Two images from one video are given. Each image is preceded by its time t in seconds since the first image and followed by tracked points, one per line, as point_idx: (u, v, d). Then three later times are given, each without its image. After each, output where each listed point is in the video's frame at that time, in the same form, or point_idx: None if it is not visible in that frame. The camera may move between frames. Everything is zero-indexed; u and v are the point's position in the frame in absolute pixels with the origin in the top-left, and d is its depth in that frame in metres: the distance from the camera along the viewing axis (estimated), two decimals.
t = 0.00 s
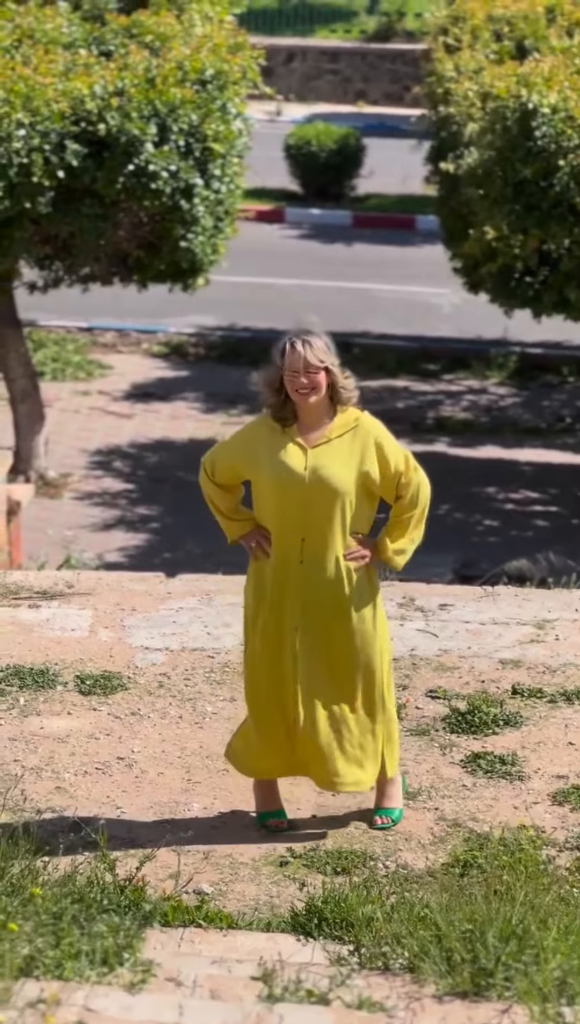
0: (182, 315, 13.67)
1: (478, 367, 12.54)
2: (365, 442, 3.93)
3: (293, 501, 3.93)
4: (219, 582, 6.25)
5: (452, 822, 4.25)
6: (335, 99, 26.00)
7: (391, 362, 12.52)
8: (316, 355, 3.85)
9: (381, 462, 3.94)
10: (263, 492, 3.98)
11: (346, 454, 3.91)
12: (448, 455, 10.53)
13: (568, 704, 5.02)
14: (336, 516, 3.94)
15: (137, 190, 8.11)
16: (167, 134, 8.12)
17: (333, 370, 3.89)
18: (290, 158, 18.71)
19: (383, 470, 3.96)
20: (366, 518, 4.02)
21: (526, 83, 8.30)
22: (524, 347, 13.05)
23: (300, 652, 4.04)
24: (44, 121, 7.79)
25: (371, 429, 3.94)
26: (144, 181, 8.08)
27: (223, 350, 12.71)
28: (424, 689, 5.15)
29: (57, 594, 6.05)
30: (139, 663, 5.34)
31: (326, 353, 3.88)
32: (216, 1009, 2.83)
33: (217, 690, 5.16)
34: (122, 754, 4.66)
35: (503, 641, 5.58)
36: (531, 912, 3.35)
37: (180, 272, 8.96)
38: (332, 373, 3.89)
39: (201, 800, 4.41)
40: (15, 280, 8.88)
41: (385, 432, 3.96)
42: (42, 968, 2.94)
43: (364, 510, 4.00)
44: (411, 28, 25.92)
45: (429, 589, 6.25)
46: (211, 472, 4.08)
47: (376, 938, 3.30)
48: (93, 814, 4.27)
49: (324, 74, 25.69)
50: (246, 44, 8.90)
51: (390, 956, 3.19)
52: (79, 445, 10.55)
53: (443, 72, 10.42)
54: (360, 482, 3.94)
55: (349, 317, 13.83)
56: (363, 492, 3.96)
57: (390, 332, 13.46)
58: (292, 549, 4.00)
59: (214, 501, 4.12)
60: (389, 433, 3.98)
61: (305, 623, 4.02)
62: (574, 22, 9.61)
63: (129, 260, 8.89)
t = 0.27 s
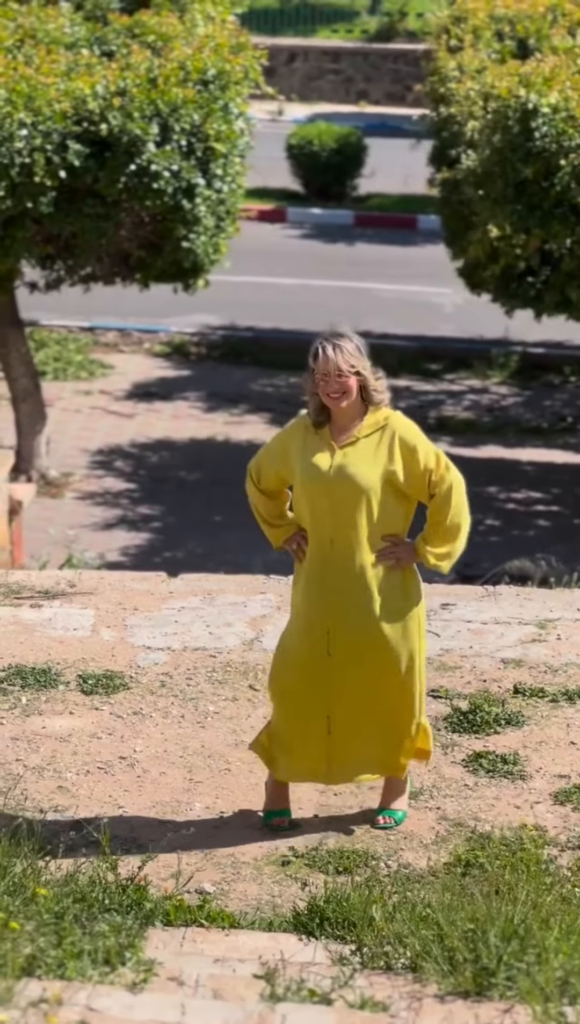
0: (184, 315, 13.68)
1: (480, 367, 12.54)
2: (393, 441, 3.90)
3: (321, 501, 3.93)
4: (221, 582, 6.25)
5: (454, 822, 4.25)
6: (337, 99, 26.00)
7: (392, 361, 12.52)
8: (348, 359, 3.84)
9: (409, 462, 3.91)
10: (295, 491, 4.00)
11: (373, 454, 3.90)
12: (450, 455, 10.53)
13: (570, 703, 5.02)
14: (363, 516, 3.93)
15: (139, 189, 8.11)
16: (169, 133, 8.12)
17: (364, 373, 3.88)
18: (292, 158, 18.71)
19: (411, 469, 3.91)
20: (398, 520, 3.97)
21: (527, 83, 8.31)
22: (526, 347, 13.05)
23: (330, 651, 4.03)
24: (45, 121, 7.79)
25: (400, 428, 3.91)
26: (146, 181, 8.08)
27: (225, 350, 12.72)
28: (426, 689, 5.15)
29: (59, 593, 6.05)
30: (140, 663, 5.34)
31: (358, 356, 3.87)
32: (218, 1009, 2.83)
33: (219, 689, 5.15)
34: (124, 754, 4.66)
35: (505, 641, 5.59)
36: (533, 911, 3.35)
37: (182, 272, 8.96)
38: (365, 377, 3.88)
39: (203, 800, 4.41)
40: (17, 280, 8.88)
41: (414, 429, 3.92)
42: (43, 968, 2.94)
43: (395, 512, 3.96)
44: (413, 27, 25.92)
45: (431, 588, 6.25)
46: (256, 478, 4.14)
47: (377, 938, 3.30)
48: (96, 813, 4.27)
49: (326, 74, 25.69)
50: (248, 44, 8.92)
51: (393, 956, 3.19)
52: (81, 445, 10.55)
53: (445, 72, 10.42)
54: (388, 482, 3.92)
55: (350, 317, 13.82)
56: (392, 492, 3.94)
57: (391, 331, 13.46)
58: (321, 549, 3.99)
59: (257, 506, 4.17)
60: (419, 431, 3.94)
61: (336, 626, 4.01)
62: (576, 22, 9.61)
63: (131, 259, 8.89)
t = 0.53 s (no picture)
0: (185, 314, 13.68)
1: (481, 367, 12.54)
2: (409, 443, 3.90)
3: (335, 499, 3.96)
4: (222, 581, 6.25)
5: (455, 821, 4.25)
6: (338, 98, 25.99)
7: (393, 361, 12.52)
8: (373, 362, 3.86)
9: (423, 464, 3.89)
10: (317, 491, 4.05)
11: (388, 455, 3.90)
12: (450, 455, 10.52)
13: (570, 702, 5.02)
14: (375, 516, 3.93)
15: (140, 189, 8.10)
16: (170, 133, 8.12)
17: (389, 377, 3.90)
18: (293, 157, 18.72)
19: (424, 471, 3.89)
20: (409, 522, 3.95)
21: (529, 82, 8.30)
22: (527, 347, 13.05)
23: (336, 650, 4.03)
24: (46, 120, 7.78)
25: (418, 431, 3.90)
26: (147, 180, 8.08)
27: (226, 349, 12.72)
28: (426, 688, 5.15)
29: (60, 592, 6.05)
30: (141, 662, 5.34)
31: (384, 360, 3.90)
32: (219, 1008, 2.83)
33: (219, 689, 5.15)
34: (125, 753, 4.66)
35: (506, 640, 5.58)
36: (534, 910, 3.35)
37: (182, 271, 8.96)
38: (390, 381, 3.90)
39: (204, 799, 4.41)
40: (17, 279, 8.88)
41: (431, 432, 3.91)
42: (44, 966, 2.94)
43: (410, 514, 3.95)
44: (414, 27, 25.91)
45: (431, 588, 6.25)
46: (291, 480, 4.21)
47: (379, 938, 3.29)
48: (97, 812, 4.27)
49: (327, 73, 25.69)
50: (249, 43, 8.93)
51: (394, 955, 3.19)
52: (81, 444, 10.55)
53: (446, 71, 10.42)
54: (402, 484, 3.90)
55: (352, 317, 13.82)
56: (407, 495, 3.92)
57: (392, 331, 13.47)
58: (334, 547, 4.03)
59: (293, 509, 4.25)
60: (438, 435, 3.93)
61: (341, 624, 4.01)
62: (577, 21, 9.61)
63: (132, 259, 8.89)
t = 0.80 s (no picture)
0: (185, 313, 13.67)
1: (481, 366, 12.54)
2: (417, 442, 3.89)
3: (342, 496, 3.97)
4: (222, 580, 6.24)
5: (454, 819, 4.25)
6: (337, 96, 25.99)
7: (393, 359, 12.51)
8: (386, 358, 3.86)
9: (430, 464, 3.88)
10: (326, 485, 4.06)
11: (396, 454, 3.90)
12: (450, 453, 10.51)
13: (570, 701, 5.02)
14: (381, 514, 3.94)
15: (139, 187, 8.10)
16: (169, 131, 8.12)
17: (401, 374, 3.89)
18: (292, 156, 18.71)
19: (430, 471, 3.89)
20: (413, 523, 3.96)
21: (528, 80, 8.30)
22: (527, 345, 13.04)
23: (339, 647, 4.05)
24: (46, 119, 7.78)
25: (426, 429, 3.89)
26: (146, 178, 8.07)
27: (225, 348, 12.71)
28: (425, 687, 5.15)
29: (59, 591, 6.04)
30: (141, 660, 5.34)
31: (397, 357, 3.90)
32: (217, 1007, 2.83)
33: (219, 688, 5.15)
34: (124, 752, 4.65)
35: (505, 638, 5.58)
36: (534, 908, 3.35)
37: (182, 270, 8.96)
38: (402, 377, 3.89)
39: (203, 797, 4.41)
40: (17, 278, 8.88)
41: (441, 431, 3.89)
42: (43, 965, 2.94)
43: (415, 514, 3.95)
44: (413, 25, 25.90)
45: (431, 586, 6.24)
46: (298, 475, 4.21)
47: (378, 936, 3.29)
48: (96, 811, 4.26)
49: (326, 72, 25.68)
50: (248, 42, 8.94)
51: (393, 952, 3.19)
52: (81, 442, 10.54)
53: (445, 69, 10.41)
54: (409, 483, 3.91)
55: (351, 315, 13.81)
56: (413, 494, 3.93)
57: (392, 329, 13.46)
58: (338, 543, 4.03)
59: (299, 504, 4.25)
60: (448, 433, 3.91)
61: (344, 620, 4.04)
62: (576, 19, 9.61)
63: (131, 257, 8.89)
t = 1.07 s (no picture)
0: (184, 310, 13.66)
1: (480, 364, 12.54)
2: (419, 443, 3.89)
3: (342, 490, 3.99)
4: (221, 578, 6.23)
5: (453, 817, 4.24)
6: (336, 94, 25.98)
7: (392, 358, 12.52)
8: (387, 360, 3.83)
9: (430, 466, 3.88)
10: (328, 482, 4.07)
11: (397, 452, 3.91)
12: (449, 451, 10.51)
13: (569, 698, 5.01)
14: (378, 509, 3.94)
15: (138, 185, 8.10)
16: (168, 129, 8.11)
17: (403, 374, 3.86)
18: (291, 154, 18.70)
19: (428, 468, 3.89)
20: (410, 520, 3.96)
21: (526, 78, 8.30)
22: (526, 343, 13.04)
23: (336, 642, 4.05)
24: (45, 117, 7.78)
25: (428, 427, 3.88)
26: (146, 176, 8.07)
27: (225, 345, 12.70)
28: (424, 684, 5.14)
29: (58, 589, 6.04)
30: (140, 658, 5.34)
31: (401, 357, 3.86)
32: (217, 1004, 2.82)
33: (218, 685, 5.14)
34: (123, 750, 4.65)
35: (505, 636, 5.58)
36: (533, 906, 3.35)
37: (181, 267, 8.96)
38: (405, 378, 3.87)
39: (202, 795, 4.40)
40: (16, 276, 8.88)
41: (442, 431, 3.87)
42: (43, 963, 2.93)
43: (416, 514, 3.95)
44: (412, 22, 25.89)
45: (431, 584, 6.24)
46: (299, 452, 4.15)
47: (377, 933, 3.29)
48: (95, 809, 4.26)
49: (325, 69, 25.67)
50: (247, 39, 8.94)
51: (392, 950, 3.19)
52: (80, 440, 10.54)
53: (444, 67, 10.41)
54: (408, 482, 3.92)
55: (350, 313, 13.81)
56: (414, 494, 3.93)
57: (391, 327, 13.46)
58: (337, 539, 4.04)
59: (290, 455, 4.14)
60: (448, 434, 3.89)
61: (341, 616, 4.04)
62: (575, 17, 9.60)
63: (130, 255, 8.89)
